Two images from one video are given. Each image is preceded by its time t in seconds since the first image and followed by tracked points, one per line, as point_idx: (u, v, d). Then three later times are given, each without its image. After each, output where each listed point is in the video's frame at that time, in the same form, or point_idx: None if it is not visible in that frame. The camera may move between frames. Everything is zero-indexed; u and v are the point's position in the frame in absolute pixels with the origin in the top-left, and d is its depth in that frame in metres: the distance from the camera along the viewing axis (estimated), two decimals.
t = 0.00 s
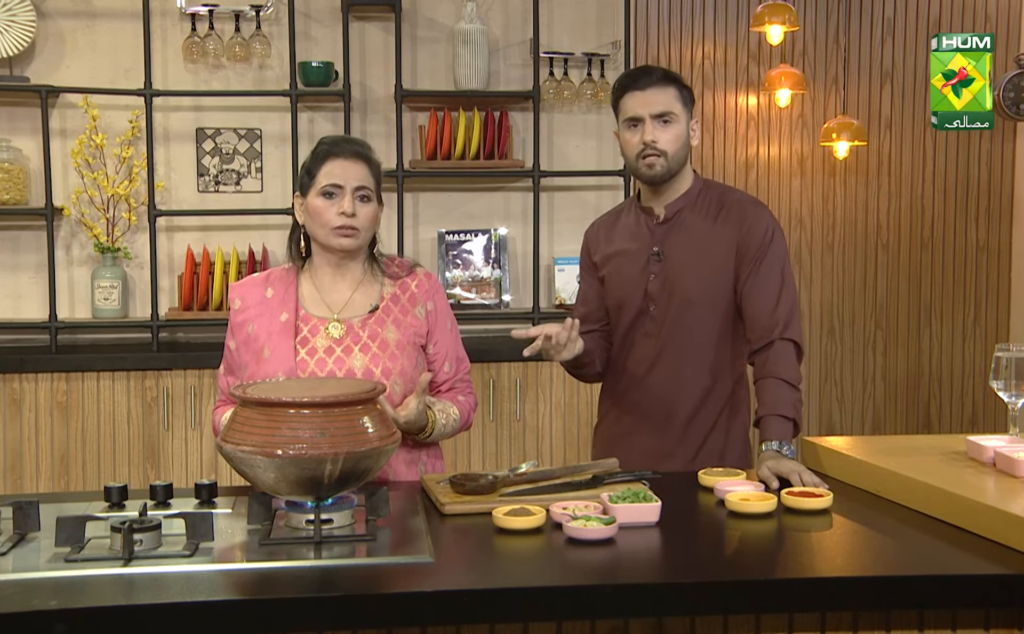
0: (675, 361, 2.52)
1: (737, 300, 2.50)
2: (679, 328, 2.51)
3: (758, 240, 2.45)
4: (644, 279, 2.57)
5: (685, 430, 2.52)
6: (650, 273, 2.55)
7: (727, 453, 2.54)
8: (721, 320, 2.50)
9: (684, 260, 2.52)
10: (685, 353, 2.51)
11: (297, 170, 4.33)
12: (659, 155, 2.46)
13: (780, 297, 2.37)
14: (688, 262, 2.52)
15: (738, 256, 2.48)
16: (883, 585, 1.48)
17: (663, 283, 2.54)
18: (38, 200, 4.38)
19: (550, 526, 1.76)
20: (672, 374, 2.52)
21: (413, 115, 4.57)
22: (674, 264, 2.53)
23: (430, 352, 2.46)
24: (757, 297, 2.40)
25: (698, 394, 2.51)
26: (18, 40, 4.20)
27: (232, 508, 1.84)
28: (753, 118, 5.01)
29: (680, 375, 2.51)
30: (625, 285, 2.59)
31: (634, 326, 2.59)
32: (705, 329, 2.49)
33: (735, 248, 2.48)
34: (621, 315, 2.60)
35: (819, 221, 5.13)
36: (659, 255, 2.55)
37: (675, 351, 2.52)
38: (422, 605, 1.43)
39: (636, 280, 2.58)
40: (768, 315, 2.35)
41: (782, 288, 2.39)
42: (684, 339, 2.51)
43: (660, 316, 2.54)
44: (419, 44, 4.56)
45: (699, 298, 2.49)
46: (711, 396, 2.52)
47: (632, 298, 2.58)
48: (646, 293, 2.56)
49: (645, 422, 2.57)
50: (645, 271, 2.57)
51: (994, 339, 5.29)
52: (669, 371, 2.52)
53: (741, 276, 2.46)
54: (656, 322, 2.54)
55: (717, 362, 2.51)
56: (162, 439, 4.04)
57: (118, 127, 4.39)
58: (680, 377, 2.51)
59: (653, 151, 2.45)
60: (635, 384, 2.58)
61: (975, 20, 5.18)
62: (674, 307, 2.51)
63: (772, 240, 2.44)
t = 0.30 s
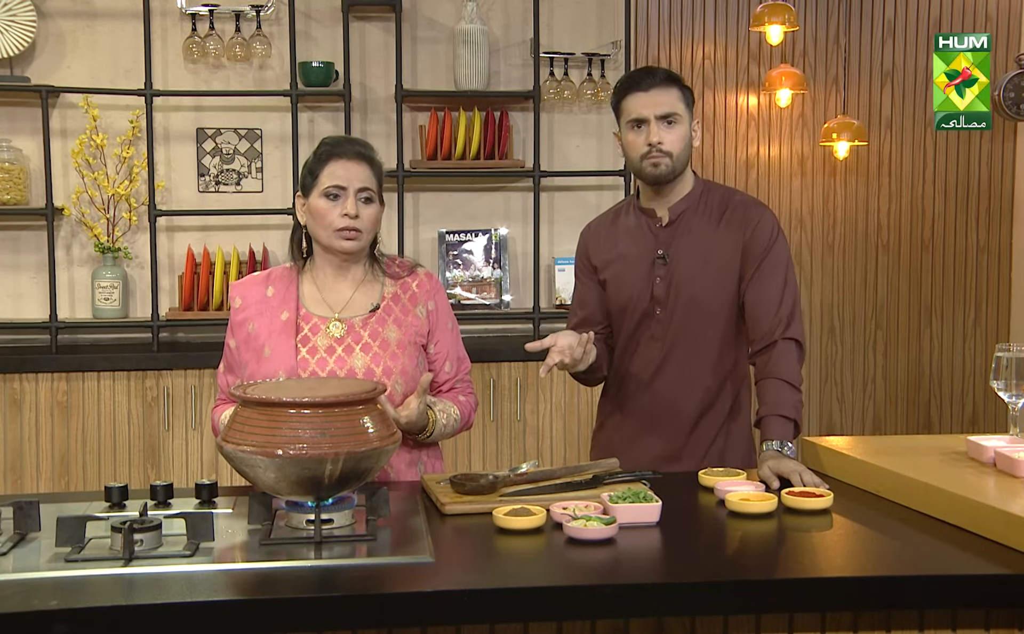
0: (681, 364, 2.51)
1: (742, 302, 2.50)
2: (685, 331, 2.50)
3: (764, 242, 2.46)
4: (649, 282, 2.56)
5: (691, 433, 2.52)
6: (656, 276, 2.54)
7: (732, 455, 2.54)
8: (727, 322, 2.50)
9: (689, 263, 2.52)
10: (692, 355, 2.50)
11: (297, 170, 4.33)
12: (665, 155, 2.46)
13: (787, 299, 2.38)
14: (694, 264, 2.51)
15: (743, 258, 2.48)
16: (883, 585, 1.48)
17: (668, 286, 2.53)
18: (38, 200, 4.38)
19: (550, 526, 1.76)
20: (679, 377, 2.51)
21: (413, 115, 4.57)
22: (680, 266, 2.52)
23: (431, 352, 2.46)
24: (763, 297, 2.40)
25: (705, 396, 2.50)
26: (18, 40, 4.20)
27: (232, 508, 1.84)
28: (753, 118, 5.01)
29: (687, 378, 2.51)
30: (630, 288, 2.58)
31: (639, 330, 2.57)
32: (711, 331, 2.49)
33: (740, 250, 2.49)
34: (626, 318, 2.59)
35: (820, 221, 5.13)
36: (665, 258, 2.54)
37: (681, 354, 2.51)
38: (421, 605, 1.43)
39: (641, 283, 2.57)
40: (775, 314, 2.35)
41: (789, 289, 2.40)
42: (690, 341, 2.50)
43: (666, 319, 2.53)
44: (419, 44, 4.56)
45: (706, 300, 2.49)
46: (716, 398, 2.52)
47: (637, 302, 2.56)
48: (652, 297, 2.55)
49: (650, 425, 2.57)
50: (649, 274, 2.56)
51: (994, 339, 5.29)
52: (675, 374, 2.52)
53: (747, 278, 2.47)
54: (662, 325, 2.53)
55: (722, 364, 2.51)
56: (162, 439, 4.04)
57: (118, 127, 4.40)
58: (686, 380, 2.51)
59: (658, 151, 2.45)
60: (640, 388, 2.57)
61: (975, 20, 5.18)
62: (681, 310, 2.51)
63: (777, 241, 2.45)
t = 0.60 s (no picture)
0: (678, 363, 2.51)
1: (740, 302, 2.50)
2: (682, 330, 2.50)
3: (762, 241, 2.46)
4: (646, 282, 2.55)
5: (688, 431, 2.52)
6: (653, 275, 2.54)
7: (731, 454, 2.54)
8: (724, 321, 2.50)
9: (687, 262, 2.51)
10: (689, 354, 2.50)
11: (297, 170, 4.33)
12: (633, 166, 2.52)
13: (786, 299, 2.38)
14: (691, 263, 2.51)
15: (741, 257, 2.48)
16: (883, 585, 1.48)
17: (665, 285, 2.52)
18: (38, 200, 4.38)
19: (550, 527, 1.76)
20: (675, 376, 2.51)
21: (413, 115, 4.57)
22: (677, 266, 2.52)
23: (432, 352, 2.47)
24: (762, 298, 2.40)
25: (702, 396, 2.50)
26: (18, 40, 4.20)
27: (232, 509, 1.84)
28: (753, 118, 5.01)
29: (684, 377, 2.51)
30: (627, 287, 2.58)
31: (636, 329, 2.57)
32: (709, 331, 2.49)
33: (738, 250, 2.49)
34: (624, 316, 2.59)
35: (820, 221, 5.13)
36: (661, 257, 2.54)
37: (678, 353, 2.51)
38: (422, 605, 1.43)
39: (638, 282, 2.56)
40: (775, 316, 2.35)
41: (787, 290, 2.40)
42: (687, 341, 2.50)
43: (663, 318, 2.52)
44: (419, 44, 4.56)
45: (703, 301, 2.49)
46: (713, 396, 2.52)
47: (635, 301, 2.56)
48: (648, 296, 2.54)
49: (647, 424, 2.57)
50: (647, 273, 2.56)
51: (994, 339, 5.29)
52: (671, 373, 2.52)
53: (745, 277, 2.47)
54: (659, 324, 2.53)
55: (720, 363, 2.51)
56: (162, 439, 4.04)
57: (118, 127, 4.40)
58: (683, 380, 2.51)
59: (625, 160, 2.52)
60: (637, 387, 2.57)
61: (975, 20, 5.18)
62: (678, 310, 2.51)
63: (775, 241, 2.45)
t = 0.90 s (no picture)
0: (678, 365, 2.51)
1: (737, 301, 2.49)
2: (679, 332, 2.51)
3: (756, 239, 2.44)
4: (643, 284, 2.56)
5: (688, 432, 2.52)
6: (649, 277, 2.55)
7: (736, 454, 2.53)
8: (720, 321, 2.49)
9: (681, 263, 2.51)
10: (686, 356, 2.50)
11: (298, 170, 4.33)
12: (621, 169, 2.55)
13: (780, 298, 2.36)
14: (686, 264, 2.51)
15: (736, 256, 2.47)
16: (883, 585, 1.48)
17: (661, 287, 2.53)
18: (38, 200, 4.38)
19: (550, 527, 1.76)
20: (673, 378, 2.52)
21: (413, 115, 4.57)
22: (672, 268, 2.52)
23: (434, 353, 2.47)
24: (757, 298, 2.39)
25: (700, 397, 2.50)
26: (18, 40, 4.20)
27: (232, 509, 1.84)
28: (753, 118, 5.01)
29: (682, 379, 2.51)
30: (624, 290, 2.59)
31: (635, 331, 2.58)
32: (705, 331, 2.49)
33: (733, 249, 2.47)
34: (623, 319, 2.60)
35: (820, 221, 5.13)
36: (656, 259, 2.54)
37: (675, 355, 2.51)
38: (422, 604, 1.43)
39: (635, 285, 2.57)
40: (770, 317, 2.34)
41: (781, 289, 2.38)
42: (683, 342, 2.51)
43: (660, 320, 2.53)
44: (419, 44, 4.56)
45: (698, 302, 2.49)
46: (715, 397, 2.51)
47: (632, 303, 2.57)
48: (645, 298, 2.55)
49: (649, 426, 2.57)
50: (643, 275, 2.57)
51: (994, 339, 5.29)
52: (669, 375, 2.52)
53: (741, 276, 2.46)
54: (656, 326, 2.53)
55: (721, 363, 2.50)
56: (162, 439, 4.04)
57: (118, 127, 4.40)
58: (683, 381, 2.51)
59: (612, 163, 2.56)
60: (637, 389, 2.58)
61: (975, 19, 5.18)
62: (673, 311, 2.51)
63: (769, 238, 2.43)
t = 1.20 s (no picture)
0: (680, 369, 2.51)
1: (738, 305, 2.49)
2: (680, 337, 2.50)
3: (757, 244, 2.44)
4: (644, 289, 2.56)
5: (691, 436, 2.52)
6: (650, 282, 2.55)
7: (738, 457, 2.53)
8: (722, 326, 2.49)
9: (683, 268, 2.51)
10: (687, 360, 2.50)
11: (298, 172, 4.33)
12: (624, 173, 2.54)
13: (780, 304, 2.37)
14: (687, 269, 2.51)
15: (737, 261, 2.47)
16: (883, 588, 1.48)
17: (662, 292, 2.53)
18: (38, 202, 4.39)
19: (550, 529, 1.76)
20: (675, 383, 2.52)
21: (413, 118, 4.57)
22: (674, 273, 2.52)
23: (436, 355, 2.47)
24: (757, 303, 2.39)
25: (702, 402, 2.49)
26: (18, 42, 4.20)
27: (232, 511, 1.84)
28: (753, 120, 5.01)
29: (683, 385, 2.51)
30: (626, 295, 2.59)
31: (636, 336, 2.58)
32: (706, 336, 2.49)
33: (734, 253, 2.47)
34: (624, 324, 2.60)
35: (820, 223, 5.13)
36: (658, 264, 2.54)
37: (677, 360, 2.51)
38: (423, 607, 1.43)
39: (636, 289, 2.57)
40: (771, 322, 2.35)
41: (782, 294, 2.38)
42: (685, 346, 2.50)
43: (661, 325, 2.53)
44: (418, 47, 4.57)
45: (700, 307, 2.49)
46: (717, 401, 2.51)
47: (633, 308, 2.57)
48: (646, 303, 2.55)
49: (652, 430, 2.57)
50: (645, 280, 2.56)
51: (994, 341, 5.29)
52: (671, 379, 2.52)
53: (742, 281, 2.46)
54: (657, 331, 2.53)
55: (723, 367, 2.50)
56: (161, 442, 4.04)
57: (118, 129, 4.40)
58: (685, 386, 2.51)
59: (616, 167, 2.54)
60: (639, 392, 2.58)
61: (975, 21, 5.18)
62: (675, 317, 2.50)
63: (771, 243, 2.43)
